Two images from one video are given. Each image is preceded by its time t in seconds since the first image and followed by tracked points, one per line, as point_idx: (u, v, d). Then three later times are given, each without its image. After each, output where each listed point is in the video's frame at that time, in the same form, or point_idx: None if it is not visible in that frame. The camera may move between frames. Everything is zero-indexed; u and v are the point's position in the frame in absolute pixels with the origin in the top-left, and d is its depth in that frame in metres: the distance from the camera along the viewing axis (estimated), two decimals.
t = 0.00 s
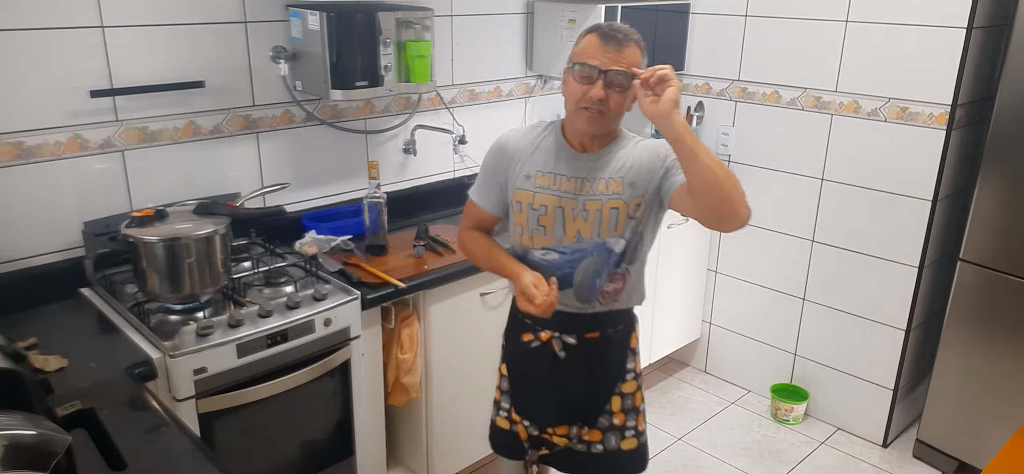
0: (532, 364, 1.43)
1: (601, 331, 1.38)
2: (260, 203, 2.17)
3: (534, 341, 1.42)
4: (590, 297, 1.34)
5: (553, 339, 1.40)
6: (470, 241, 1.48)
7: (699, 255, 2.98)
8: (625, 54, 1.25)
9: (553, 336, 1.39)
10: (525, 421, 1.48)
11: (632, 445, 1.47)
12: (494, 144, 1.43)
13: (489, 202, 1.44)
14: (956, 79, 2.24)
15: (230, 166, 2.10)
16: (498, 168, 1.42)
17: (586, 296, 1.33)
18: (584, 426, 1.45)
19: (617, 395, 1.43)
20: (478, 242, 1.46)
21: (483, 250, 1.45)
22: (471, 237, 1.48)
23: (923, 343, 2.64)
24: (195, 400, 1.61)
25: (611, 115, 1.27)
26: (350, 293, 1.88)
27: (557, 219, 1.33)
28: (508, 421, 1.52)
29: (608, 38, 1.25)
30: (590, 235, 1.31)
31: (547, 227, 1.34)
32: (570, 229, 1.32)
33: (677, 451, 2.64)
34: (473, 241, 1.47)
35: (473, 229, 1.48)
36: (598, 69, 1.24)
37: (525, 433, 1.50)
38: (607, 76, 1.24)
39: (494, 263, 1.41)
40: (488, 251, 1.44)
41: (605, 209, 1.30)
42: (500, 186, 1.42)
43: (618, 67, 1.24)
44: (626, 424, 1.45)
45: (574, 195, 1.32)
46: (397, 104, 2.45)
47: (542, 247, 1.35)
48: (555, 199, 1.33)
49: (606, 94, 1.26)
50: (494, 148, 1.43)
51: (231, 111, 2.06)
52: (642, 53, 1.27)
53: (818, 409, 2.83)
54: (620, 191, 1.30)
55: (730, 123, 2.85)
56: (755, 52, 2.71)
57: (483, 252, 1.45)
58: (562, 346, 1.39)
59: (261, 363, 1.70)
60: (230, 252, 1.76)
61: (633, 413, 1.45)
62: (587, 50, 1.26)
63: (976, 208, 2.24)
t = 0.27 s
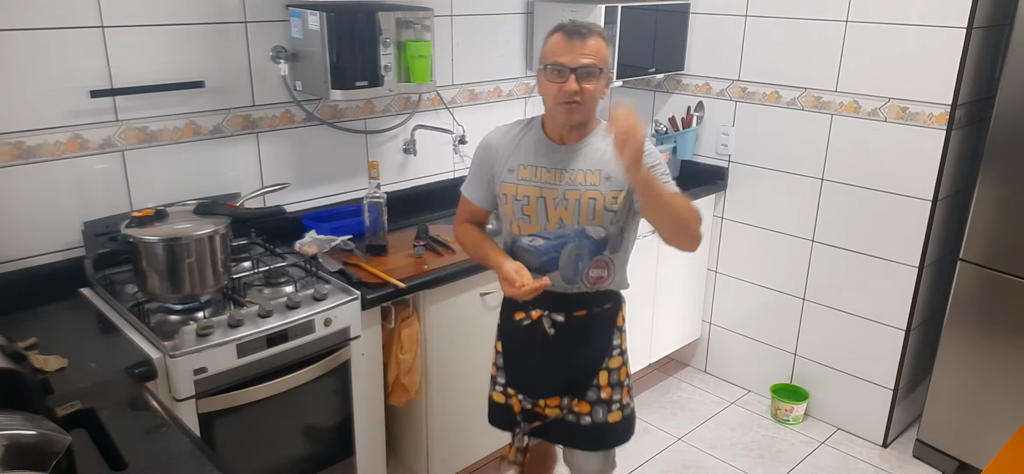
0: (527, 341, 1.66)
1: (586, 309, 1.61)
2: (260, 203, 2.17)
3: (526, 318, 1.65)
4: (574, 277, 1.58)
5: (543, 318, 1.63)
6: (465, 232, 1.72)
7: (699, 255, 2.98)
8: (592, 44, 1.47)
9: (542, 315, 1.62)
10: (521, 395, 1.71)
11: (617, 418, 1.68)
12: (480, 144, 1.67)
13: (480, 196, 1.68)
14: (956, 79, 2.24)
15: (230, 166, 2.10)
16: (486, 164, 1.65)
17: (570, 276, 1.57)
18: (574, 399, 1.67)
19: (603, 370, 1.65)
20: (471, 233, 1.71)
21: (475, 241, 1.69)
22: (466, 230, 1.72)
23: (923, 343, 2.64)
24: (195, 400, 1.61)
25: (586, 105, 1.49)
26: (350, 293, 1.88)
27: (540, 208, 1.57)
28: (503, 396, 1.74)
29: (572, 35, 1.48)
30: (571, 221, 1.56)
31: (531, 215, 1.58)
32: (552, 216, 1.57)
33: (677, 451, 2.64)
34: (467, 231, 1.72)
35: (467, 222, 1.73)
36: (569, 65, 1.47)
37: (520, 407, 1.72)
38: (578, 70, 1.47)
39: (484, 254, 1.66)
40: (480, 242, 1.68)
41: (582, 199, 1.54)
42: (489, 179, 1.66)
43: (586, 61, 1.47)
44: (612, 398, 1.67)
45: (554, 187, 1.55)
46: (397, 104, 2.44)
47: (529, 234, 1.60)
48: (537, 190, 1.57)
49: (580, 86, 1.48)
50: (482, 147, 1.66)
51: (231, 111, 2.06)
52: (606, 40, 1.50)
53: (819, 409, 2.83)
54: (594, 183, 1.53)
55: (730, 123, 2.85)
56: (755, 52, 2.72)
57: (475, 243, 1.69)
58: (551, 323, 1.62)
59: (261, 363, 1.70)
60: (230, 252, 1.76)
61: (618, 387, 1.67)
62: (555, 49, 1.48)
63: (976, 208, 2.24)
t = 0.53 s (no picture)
0: (532, 323, 1.80)
1: (587, 294, 1.76)
2: (260, 203, 2.17)
3: (530, 304, 1.80)
4: (574, 265, 1.73)
5: (547, 303, 1.77)
6: (470, 226, 1.85)
7: (699, 255, 2.98)
8: (581, 42, 1.62)
9: (546, 300, 1.77)
10: (526, 377, 1.85)
11: (614, 399, 1.83)
12: (480, 142, 1.81)
13: (483, 191, 1.82)
14: (956, 79, 2.24)
15: (230, 167, 2.10)
16: (487, 161, 1.80)
17: (569, 265, 1.73)
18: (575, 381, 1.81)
19: (603, 353, 1.80)
20: (477, 227, 1.83)
21: (480, 234, 1.82)
22: (471, 223, 1.85)
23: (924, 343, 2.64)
24: (195, 400, 1.61)
25: (578, 100, 1.64)
26: (350, 293, 1.88)
27: (540, 201, 1.73)
28: (510, 377, 1.89)
29: (562, 35, 1.63)
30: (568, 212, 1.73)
31: (531, 208, 1.75)
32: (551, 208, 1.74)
33: (677, 451, 2.64)
34: (472, 226, 1.84)
35: (472, 216, 1.86)
36: (560, 65, 1.62)
37: (525, 388, 1.87)
38: (568, 69, 1.61)
39: (489, 243, 1.79)
40: (485, 235, 1.81)
41: (578, 191, 1.70)
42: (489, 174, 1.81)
43: (576, 59, 1.61)
44: (611, 380, 1.82)
45: (551, 181, 1.72)
46: (397, 104, 2.45)
47: (530, 225, 1.76)
48: (536, 184, 1.73)
49: (572, 82, 1.62)
50: (482, 145, 1.81)
51: (231, 111, 2.06)
52: (593, 38, 1.65)
53: (819, 409, 2.83)
54: (588, 177, 1.70)
55: (730, 123, 2.84)
56: (755, 52, 2.71)
57: (480, 236, 1.82)
58: (555, 308, 1.77)
59: (260, 363, 1.70)
60: (230, 252, 1.76)
61: (616, 369, 1.82)
62: (548, 49, 1.63)
63: (976, 208, 2.24)
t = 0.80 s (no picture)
0: (541, 319, 1.80)
1: (596, 287, 1.78)
2: (260, 203, 2.17)
3: (540, 298, 1.79)
4: (586, 260, 1.74)
5: (557, 296, 1.78)
6: (479, 224, 1.80)
7: (700, 255, 2.98)
8: (586, 45, 1.63)
9: (556, 294, 1.78)
10: (534, 372, 1.85)
11: (624, 389, 1.86)
12: (487, 141, 1.79)
13: (492, 190, 1.79)
14: (956, 79, 2.24)
15: (230, 167, 2.10)
16: (494, 160, 1.78)
17: (582, 261, 1.74)
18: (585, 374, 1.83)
19: (613, 344, 1.82)
20: (488, 224, 1.79)
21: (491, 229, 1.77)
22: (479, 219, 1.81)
23: (923, 342, 2.64)
24: (195, 400, 1.61)
25: (583, 103, 1.65)
26: (350, 293, 1.88)
27: (551, 198, 1.74)
28: (517, 376, 1.88)
29: (567, 37, 1.63)
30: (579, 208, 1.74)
31: (542, 205, 1.75)
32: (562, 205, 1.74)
33: (677, 451, 2.64)
34: (479, 223, 1.81)
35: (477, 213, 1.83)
36: (565, 69, 1.62)
37: (532, 384, 1.87)
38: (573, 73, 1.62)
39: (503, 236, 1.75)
40: (497, 229, 1.77)
41: (589, 188, 1.72)
42: (497, 173, 1.79)
43: (581, 63, 1.62)
44: (620, 370, 1.85)
45: (562, 178, 1.72)
46: (397, 104, 2.45)
47: (541, 222, 1.76)
48: (546, 182, 1.73)
49: (577, 86, 1.63)
50: (488, 144, 1.79)
51: (231, 111, 2.06)
52: (597, 40, 1.65)
53: (819, 409, 2.83)
54: (599, 173, 1.71)
55: (730, 123, 2.85)
56: (755, 52, 2.72)
57: (491, 231, 1.77)
58: (565, 301, 1.77)
59: (261, 363, 1.70)
60: (230, 252, 1.76)
61: (623, 359, 1.85)
62: (553, 51, 1.64)
63: (976, 208, 2.24)
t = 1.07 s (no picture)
0: (556, 323, 1.79)
1: (612, 290, 1.77)
2: (260, 203, 2.17)
3: (555, 302, 1.78)
4: (603, 264, 1.74)
5: (572, 300, 1.77)
6: (496, 223, 1.78)
7: (700, 255, 2.98)
8: (612, 43, 1.61)
9: (572, 298, 1.77)
10: (548, 376, 1.84)
11: (642, 391, 1.84)
12: (504, 138, 1.77)
13: (509, 188, 1.77)
14: (956, 79, 2.24)
15: (230, 167, 2.10)
16: (512, 158, 1.76)
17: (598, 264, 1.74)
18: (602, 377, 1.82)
19: (630, 348, 1.81)
20: (505, 222, 1.76)
21: (508, 228, 1.75)
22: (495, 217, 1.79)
23: (923, 342, 2.64)
24: (195, 400, 1.61)
25: (606, 102, 1.63)
26: (350, 293, 1.88)
27: (569, 200, 1.72)
28: (528, 379, 1.87)
29: (592, 36, 1.61)
30: (597, 211, 1.72)
31: (560, 206, 1.73)
32: (580, 207, 1.72)
33: (677, 451, 2.64)
34: (496, 221, 1.78)
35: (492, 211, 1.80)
36: (590, 67, 1.60)
37: (545, 388, 1.86)
38: (598, 72, 1.60)
39: (522, 234, 1.72)
40: (514, 228, 1.74)
41: (608, 190, 1.70)
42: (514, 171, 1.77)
43: (606, 62, 1.60)
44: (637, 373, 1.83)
45: (581, 179, 1.71)
46: (397, 104, 2.45)
47: (558, 223, 1.75)
48: (565, 183, 1.72)
49: (601, 85, 1.61)
50: (506, 141, 1.77)
51: (231, 111, 2.06)
52: (623, 39, 1.64)
53: (819, 409, 2.83)
54: (619, 176, 1.70)
55: (730, 123, 2.84)
56: (755, 52, 2.72)
57: (508, 229, 1.75)
58: (581, 305, 1.77)
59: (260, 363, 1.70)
60: (230, 252, 1.76)
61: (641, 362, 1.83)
62: (577, 49, 1.62)
63: (976, 208, 2.24)
